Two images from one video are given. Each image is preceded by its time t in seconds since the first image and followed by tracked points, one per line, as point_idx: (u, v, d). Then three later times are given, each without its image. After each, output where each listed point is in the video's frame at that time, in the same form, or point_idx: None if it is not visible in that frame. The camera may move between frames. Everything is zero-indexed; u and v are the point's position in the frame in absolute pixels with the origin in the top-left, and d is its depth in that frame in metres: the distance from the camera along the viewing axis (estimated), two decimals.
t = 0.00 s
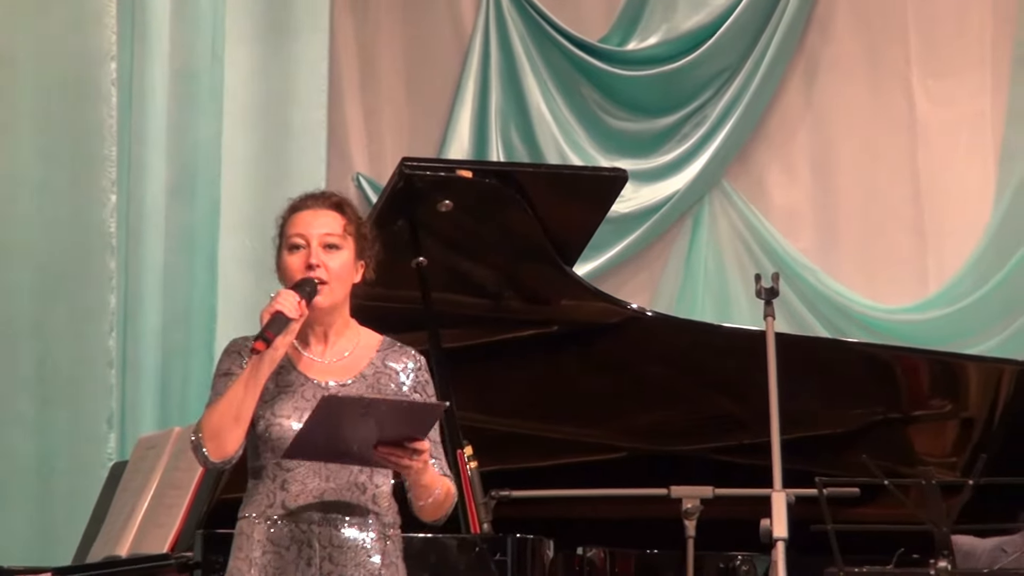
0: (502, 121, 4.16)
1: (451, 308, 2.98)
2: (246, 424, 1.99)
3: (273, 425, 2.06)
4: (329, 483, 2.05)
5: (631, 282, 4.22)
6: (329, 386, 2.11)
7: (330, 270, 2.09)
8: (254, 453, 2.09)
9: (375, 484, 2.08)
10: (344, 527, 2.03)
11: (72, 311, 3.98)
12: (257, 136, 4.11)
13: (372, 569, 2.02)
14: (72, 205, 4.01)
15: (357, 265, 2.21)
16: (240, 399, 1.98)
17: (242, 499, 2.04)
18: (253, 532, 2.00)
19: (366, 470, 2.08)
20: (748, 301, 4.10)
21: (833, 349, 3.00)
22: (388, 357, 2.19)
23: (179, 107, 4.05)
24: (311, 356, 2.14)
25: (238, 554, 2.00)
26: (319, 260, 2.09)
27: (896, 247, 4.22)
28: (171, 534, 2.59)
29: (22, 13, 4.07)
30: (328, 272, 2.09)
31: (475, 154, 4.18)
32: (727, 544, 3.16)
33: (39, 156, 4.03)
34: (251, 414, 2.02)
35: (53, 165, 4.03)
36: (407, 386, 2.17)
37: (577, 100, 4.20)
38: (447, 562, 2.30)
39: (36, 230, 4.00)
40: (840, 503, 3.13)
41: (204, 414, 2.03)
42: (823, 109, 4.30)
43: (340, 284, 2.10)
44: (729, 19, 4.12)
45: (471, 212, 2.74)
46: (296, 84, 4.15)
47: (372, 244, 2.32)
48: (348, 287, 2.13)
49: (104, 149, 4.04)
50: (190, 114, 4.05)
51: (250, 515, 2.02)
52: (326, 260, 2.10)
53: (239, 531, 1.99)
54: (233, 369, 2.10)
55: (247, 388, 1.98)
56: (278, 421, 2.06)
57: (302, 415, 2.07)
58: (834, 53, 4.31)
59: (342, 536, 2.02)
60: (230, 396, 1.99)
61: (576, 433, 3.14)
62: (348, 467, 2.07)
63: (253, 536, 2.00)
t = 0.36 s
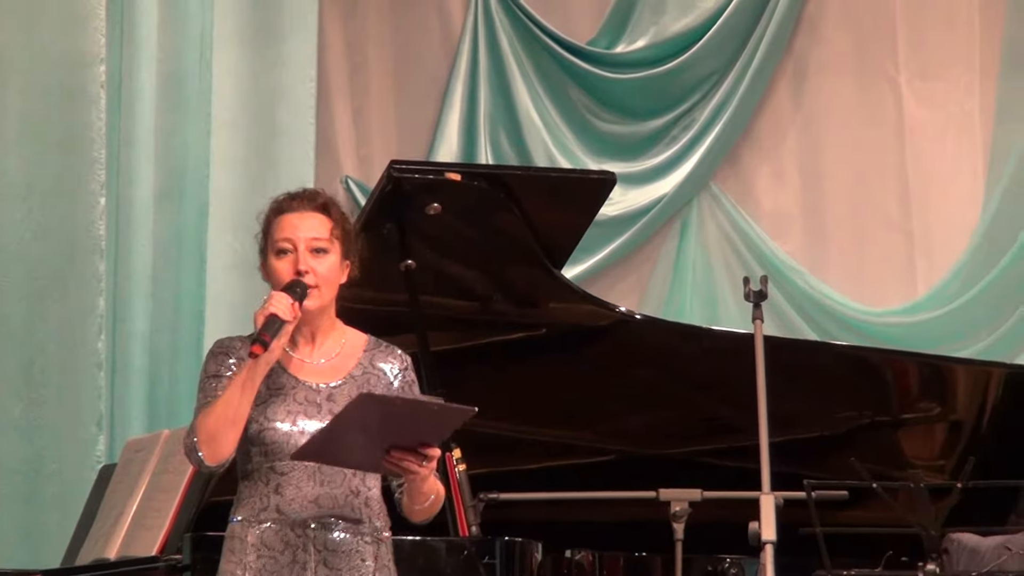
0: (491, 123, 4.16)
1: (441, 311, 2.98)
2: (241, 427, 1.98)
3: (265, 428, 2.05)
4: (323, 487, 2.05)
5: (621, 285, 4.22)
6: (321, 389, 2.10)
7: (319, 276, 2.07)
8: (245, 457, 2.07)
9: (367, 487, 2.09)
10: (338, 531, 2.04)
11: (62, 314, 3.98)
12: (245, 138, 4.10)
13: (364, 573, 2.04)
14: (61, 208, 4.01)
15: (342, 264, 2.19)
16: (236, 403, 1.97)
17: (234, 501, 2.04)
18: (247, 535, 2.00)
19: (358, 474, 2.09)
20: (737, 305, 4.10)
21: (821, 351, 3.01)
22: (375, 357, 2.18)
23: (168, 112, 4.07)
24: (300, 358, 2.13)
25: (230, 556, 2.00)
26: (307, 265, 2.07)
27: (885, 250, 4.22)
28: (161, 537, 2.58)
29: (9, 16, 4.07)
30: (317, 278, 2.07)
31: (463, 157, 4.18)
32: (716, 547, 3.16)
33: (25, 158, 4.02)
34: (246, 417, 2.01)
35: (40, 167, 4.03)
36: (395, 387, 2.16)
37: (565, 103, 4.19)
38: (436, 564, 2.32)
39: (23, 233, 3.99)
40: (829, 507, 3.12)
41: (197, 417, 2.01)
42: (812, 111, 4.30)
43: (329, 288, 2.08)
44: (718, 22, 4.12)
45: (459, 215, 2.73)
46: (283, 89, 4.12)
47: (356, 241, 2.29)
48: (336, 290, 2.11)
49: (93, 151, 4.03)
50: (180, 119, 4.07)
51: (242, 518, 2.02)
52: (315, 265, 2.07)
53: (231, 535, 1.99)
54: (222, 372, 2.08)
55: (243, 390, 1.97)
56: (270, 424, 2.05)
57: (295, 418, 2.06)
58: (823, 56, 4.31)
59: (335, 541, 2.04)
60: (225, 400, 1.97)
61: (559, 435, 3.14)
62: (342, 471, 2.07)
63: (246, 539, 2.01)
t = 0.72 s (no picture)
0: (482, 124, 4.15)
1: (432, 312, 2.97)
2: (237, 430, 1.96)
3: (261, 429, 2.04)
4: (321, 487, 2.04)
5: (613, 285, 4.20)
6: (315, 390, 2.09)
7: (307, 273, 2.07)
8: (241, 458, 2.06)
9: (363, 487, 2.10)
10: (336, 532, 2.03)
11: (53, 314, 3.99)
12: (235, 137, 4.08)
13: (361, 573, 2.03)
14: (51, 208, 4.02)
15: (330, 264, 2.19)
16: (233, 406, 1.95)
17: (229, 502, 2.03)
18: (244, 535, 1.99)
19: (354, 474, 2.09)
20: (727, 306, 4.11)
21: (812, 354, 2.99)
22: (366, 358, 2.18)
23: (158, 113, 4.07)
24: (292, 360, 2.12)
25: (226, 557, 1.98)
26: (295, 263, 2.07)
27: (876, 252, 4.22)
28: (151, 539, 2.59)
29: None
30: (306, 275, 2.07)
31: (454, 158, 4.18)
32: (706, 549, 3.16)
33: (15, 158, 4.02)
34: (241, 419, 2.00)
35: (30, 167, 4.03)
36: (388, 387, 2.16)
37: (557, 104, 4.19)
38: (426, 566, 2.31)
39: (13, 233, 4.00)
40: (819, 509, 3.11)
41: (193, 420, 2.00)
42: (803, 112, 4.29)
43: (318, 285, 2.08)
44: (709, 24, 4.13)
45: (450, 217, 2.72)
46: (274, 85, 4.13)
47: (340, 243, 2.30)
48: (324, 288, 2.11)
49: (84, 152, 4.05)
50: (170, 119, 4.07)
51: (239, 518, 2.01)
52: (302, 262, 2.08)
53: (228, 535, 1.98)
54: (213, 376, 2.07)
55: (241, 391, 1.96)
56: (266, 425, 2.05)
57: (291, 420, 2.05)
58: (814, 57, 4.31)
59: (333, 542, 2.02)
60: (222, 403, 1.96)
61: (551, 436, 3.13)
62: (338, 471, 2.07)
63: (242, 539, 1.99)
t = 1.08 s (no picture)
0: (475, 124, 4.15)
1: (426, 311, 2.97)
2: (226, 434, 1.97)
3: (251, 432, 2.04)
4: (310, 487, 2.04)
5: (607, 285, 4.21)
6: (304, 391, 2.09)
7: (295, 278, 2.06)
8: (232, 460, 2.06)
9: (354, 487, 2.09)
10: (326, 532, 2.03)
11: (46, 314, 3.98)
12: (229, 140, 4.08)
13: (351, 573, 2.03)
14: (44, 208, 4.01)
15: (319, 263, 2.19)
16: (219, 412, 1.96)
17: (220, 502, 2.04)
18: (233, 536, 1.99)
19: (345, 474, 2.08)
20: (720, 306, 4.10)
21: (805, 353, 2.99)
22: (357, 358, 2.18)
23: (151, 113, 4.06)
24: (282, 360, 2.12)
25: (217, 557, 2.00)
26: (283, 269, 2.06)
27: (868, 252, 4.22)
28: (144, 537, 2.58)
29: None
30: (294, 280, 2.06)
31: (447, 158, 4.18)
32: (700, 548, 3.17)
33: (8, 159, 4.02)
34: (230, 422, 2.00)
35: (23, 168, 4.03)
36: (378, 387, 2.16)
37: (549, 104, 4.19)
38: (419, 566, 2.32)
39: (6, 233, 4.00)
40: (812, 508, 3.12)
41: (182, 425, 2.01)
42: (795, 112, 4.29)
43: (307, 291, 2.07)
44: (701, 23, 4.13)
45: (443, 217, 2.73)
46: (267, 85, 4.13)
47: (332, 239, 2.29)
48: (313, 292, 2.10)
49: (77, 153, 4.06)
50: (163, 121, 4.08)
51: (229, 518, 2.02)
52: (291, 268, 2.06)
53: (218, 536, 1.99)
54: (203, 378, 2.07)
55: (224, 398, 1.96)
56: (255, 427, 2.04)
57: (280, 421, 2.05)
58: (806, 57, 4.31)
59: (322, 541, 2.02)
60: (209, 409, 1.96)
61: (546, 436, 3.14)
62: (328, 471, 2.07)
63: (232, 540, 2.00)
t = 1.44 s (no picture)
0: (471, 124, 4.15)
1: (422, 311, 2.97)
2: (210, 435, 1.98)
3: (236, 431, 2.05)
4: (295, 487, 2.05)
5: (604, 285, 4.20)
6: (294, 391, 2.09)
7: (285, 281, 2.06)
8: (221, 459, 2.07)
9: (343, 488, 2.08)
10: (311, 531, 2.02)
11: (43, 316, 3.98)
12: (222, 144, 4.10)
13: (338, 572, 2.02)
14: (41, 207, 4.01)
15: (315, 265, 2.19)
16: (204, 411, 1.98)
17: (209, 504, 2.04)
18: (220, 536, 1.99)
19: (333, 474, 2.08)
20: (718, 307, 4.11)
21: (802, 354, 3.00)
22: (354, 360, 2.17)
23: (148, 113, 4.06)
24: (277, 362, 2.13)
25: (205, 557, 1.99)
26: (273, 273, 2.06)
27: (865, 252, 4.22)
28: (141, 538, 2.59)
29: None
30: (284, 284, 2.06)
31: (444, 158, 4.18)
32: (696, 549, 3.16)
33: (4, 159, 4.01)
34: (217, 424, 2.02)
35: (18, 168, 4.02)
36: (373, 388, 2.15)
37: (546, 105, 4.19)
38: (416, 566, 2.31)
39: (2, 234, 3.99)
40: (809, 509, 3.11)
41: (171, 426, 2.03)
42: (793, 112, 4.29)
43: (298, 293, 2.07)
44: (698, 23, 4.13)
45: (440, 217, 2.73)
46: (264, 86, 4.13)
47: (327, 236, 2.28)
48: (306, 292, 2.10)
49: (73, 153, 4.05)
50: (159, 121, 4.07)
51: (216, 519, 2.02)
52: (280, 271, 2.06)
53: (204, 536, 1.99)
54: (197, 380, 2.08)
55: (209, 399, 1.98)
56: (241, 426, 2.05)
57: (266, 421, 2.06)
58: (804, 57, 4.31)
59: (308, 540, 2.02)
60: (193, 409, 1.99)
61: (545, 437, 3.13)
62: (314, 471, 2.07)
63: (219, 540, 2.00)
